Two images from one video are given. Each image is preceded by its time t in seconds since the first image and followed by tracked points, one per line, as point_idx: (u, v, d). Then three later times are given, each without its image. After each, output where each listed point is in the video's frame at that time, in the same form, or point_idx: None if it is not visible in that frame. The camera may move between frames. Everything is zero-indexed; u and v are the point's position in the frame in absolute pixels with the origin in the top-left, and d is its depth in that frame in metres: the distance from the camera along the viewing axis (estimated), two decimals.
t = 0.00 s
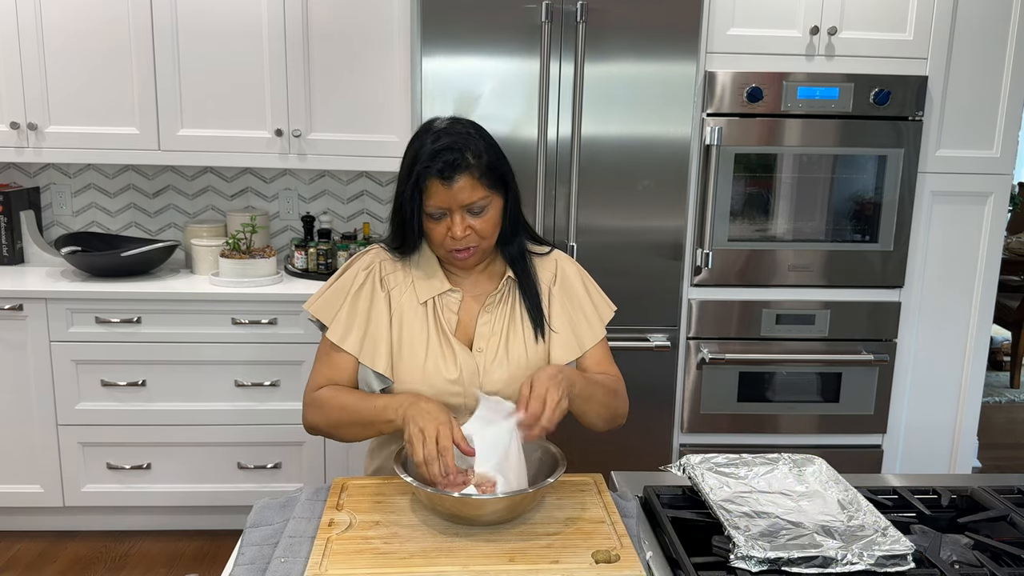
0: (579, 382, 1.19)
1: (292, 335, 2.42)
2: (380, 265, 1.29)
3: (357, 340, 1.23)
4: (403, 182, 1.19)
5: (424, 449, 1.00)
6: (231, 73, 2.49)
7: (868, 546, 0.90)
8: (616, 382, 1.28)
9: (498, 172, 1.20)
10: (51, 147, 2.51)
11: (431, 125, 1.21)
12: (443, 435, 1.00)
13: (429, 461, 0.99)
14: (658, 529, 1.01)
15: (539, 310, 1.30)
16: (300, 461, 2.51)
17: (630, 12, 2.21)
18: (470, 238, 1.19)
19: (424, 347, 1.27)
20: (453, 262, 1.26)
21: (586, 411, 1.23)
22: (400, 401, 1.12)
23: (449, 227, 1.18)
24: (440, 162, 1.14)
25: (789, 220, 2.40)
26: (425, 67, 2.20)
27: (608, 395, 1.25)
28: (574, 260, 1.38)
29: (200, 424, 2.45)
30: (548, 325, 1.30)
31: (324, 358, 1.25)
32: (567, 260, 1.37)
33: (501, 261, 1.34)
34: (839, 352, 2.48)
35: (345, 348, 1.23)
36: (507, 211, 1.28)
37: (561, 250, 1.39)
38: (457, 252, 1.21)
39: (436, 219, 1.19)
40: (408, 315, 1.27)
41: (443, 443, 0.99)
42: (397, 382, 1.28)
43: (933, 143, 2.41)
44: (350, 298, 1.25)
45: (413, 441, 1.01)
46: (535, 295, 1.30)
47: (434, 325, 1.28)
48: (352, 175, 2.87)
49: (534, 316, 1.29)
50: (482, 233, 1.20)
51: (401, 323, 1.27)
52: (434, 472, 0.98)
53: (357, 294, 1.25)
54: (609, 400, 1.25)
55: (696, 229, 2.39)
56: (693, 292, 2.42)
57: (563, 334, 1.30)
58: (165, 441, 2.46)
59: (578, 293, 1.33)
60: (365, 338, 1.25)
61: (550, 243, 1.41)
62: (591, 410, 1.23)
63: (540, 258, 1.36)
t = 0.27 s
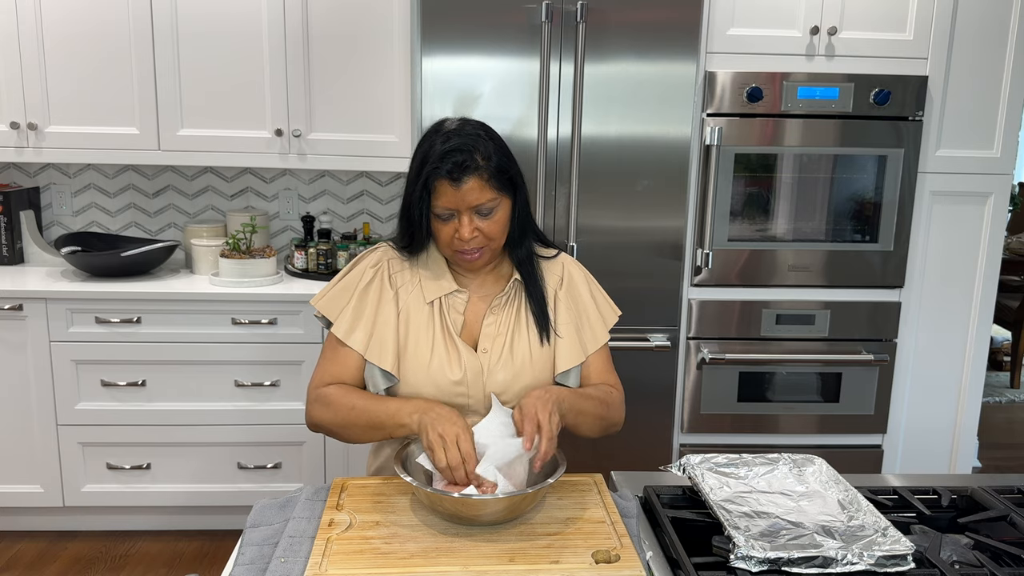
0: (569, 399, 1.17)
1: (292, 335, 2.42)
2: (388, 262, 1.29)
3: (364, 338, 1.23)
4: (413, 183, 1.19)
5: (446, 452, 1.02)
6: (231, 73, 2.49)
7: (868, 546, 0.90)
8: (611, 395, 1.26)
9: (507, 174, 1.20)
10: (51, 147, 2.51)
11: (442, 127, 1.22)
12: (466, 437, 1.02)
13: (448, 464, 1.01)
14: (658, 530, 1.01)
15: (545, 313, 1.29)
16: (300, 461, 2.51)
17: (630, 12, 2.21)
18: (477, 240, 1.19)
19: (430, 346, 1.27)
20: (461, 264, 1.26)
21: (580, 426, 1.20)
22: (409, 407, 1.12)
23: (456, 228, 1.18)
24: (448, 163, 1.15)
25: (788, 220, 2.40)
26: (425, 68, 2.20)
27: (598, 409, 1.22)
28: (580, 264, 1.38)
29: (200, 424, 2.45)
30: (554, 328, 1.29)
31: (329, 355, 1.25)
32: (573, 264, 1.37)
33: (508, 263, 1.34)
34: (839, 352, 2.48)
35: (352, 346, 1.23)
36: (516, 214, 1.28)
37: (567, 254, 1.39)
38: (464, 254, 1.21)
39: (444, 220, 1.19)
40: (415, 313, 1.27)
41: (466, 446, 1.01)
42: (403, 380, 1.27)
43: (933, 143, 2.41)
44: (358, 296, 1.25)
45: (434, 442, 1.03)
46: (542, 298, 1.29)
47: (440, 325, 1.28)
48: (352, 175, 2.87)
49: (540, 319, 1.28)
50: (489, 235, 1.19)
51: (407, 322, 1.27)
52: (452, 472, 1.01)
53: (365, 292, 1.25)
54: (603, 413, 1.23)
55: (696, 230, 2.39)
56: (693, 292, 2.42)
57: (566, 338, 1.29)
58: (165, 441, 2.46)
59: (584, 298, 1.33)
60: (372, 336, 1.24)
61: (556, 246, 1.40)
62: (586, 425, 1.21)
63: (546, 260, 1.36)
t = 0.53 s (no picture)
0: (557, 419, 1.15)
1: (292, 335, 2.43)
2: (397, 257, 1.30)
3: (373, 330, 1.23)
4: (422, 178, 1.20)
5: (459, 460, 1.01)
6: (231, 72, 2.49)
7: (868, 546, 0.90)
8: (608, 401, 1.24)
9: (515, 173, 1.20)
10: (51, 147, 2.51)
11: (451, 124, 1.22)
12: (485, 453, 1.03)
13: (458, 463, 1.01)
14: (658, 530, 1.01)
15: (548, 311, 1.29)
16: (300, 461, 2.51)
17: (630, 12, 2.21)
18: (484, 238, 1.19)
19: (435, 342, 1.27)
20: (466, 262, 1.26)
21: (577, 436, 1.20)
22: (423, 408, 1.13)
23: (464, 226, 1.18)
24: (457, 160, 1.15)
25: (788, 220, 2.40)
26: (425, 68, 2.20)
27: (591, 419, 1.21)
28: (583, 262, 1.38)
29: (200, 424, 2.45)
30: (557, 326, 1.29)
31: (338, 345, 1.24)
32: (577, 261, 1.37)
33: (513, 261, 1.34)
34: (839, 352, 2.48)
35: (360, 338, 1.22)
36: (522, 214, 1.28)
37: (571, 253, 1.39)
38: (470, 252, 1.21)
39: (452, 218, 1.19)
40: (421, 309, 1.28)
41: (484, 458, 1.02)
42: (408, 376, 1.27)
43: (933, 143, 2.41)
44: (368, 287, 1.25)
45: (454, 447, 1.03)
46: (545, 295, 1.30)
47: (445, 322, 1.28)
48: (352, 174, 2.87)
49: (543, 317, 1.29)
50: (496, 233, 1.20)
51: (414, 317, 1.27)
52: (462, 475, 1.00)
53: (375, 284, 1.25)
54: (598, 420, 1.22)
55: (696, 230, 2.39)
56: (693, 292, 2.42)
57: (566, 338, 1.28)
58: (165, 441, 2.46)
59: (586, 297, 1.33)
60: (379, 329, 1.24)
61: (560, 246, 1.40)
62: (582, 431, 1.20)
63: (550, 259, 1.36)
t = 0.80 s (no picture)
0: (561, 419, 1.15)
1: (292, 335, 2.42)
2: (397, 258, 1.30)
3: (372, 331, 1.23)
4: (424, 176, 1.20)
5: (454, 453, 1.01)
6: (231, 72, 2.49)
7: (868, 546, 0.90)
8: (610, 403, 1.24)
9: (516, 170, 1.20)
10: (51, 147, 2.51)
11: (452, 122, 1.22)
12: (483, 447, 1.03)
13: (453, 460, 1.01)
14: (658, 530, 1.01)
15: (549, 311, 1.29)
16: (300, 461, 2.51)
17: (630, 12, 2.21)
18: (485, 235, 1.19)
19: (435, 342, 1.27)
20: (467, 260, 1.25)
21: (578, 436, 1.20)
22: (413, 404, 1.13)
23: (465, 223, 1.18)
24: (458, 157, 1.15)
25: (789, 219, 2.40)
26: (425, 68, 2.20)
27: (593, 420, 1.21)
28: (584, 262, 1.38)
29: (200, 424, 2.45)
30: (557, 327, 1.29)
31: (336, 345, 1.25)
32: (578, 262, 1.37)
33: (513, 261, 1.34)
34: (839, 352, 2.48)
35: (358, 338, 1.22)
36: (523, 212, 1.28)
37: (572, 253, 1.39)
38: (471, 249, 1.21)
39: (454, 215, 1.19)
40: (421, 309, 1.28)
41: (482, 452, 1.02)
42: (409, 377, 1.27)
43: (933, 143, 2.41)
44: (366, 287, 1.25)
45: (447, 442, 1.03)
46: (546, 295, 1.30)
47: (446, 322, 1.28)
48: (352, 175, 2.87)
49: (544, 317, 1.29)
50: (497, 230, 1.19)
51: (414, 317, 1.27)
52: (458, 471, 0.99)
53: (373, 284, 1.25)
54: (600, 422, 1.22)
55: (696, 230, 2.39)
56: (693, 292, 2.42)
57: (567, 338, 1.28)
58: (164, 441, 2.46)
59: (587, 298, 1.32)
60: (379, 329, 1.24)
61: (562, 247, 1.40)
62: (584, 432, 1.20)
63: (551, 260, 1.35)
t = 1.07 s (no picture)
0: (557, 414, 1.16)
1: (292, 335, 2.42)
2: (395, 259, 1.30)
3: (371, 333, 1.23)
4: (422, 176, 1.20)
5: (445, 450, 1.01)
6: (231, 72, 2.49)
7: (868, 546, 0.90)
8: (607, 403, 1.24)
9: (515, 170, 1.20)
10: (51, 147, 2.51)
11: (452, 123, 1.22)
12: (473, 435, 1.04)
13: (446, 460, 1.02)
14: (658, 530, 1.01)
15: (547, 312, 1.29)
16: (300, 461, 2.51)
17: (630, 12, 2.21)
18: (483, 235, 1.19)
19: (434, 344, 1.27)
20: (466, 260, 1.25)
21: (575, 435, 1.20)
22: (413, 407, 1.13)
23: (463, 223, 1.18)
24: (457, 157, 1.15)
25: (788, 220, 2.40)
26: (425, 68, 2.20)
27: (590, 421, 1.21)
28: (584, 263, 1.38)
29: (199, 424, 2.45)
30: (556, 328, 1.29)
31: (336, 348, 1.25)
32: (578, 263, 1.37)
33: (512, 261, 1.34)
34: (839, 352, 2.48)
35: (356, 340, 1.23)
36: (522, 211, 1.28)
37: (572, 254, 1.39)
38: (469, 249, 1.21)
39: (452, 215, 1.19)
40: (420, 310, 1.28)
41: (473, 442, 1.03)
42: (408, 377, 1.27)
43: (933, 143, 2.41)
44: (365, 289, 1.25)
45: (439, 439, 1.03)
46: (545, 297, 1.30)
47: (445, 323, 1.28)
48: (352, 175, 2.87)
49: (542, 318, 1.29)
50: (495, 230, 1.19)
51: (413, 319, 1.27)
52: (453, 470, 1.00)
53: (372, 286, 1.25)
54: (597, 421, 1.22)
55: (696, 230, 2.39)
56: (693, 292, 2.42)
57: (566, 338, 1.28)
58: (164, 441, 2.46)
59: (586, 298, 1.32)
60: (378, 331, 1.24)
61: (561, 247, 1.40)
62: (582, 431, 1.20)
63: (551, 260, 1.35)
